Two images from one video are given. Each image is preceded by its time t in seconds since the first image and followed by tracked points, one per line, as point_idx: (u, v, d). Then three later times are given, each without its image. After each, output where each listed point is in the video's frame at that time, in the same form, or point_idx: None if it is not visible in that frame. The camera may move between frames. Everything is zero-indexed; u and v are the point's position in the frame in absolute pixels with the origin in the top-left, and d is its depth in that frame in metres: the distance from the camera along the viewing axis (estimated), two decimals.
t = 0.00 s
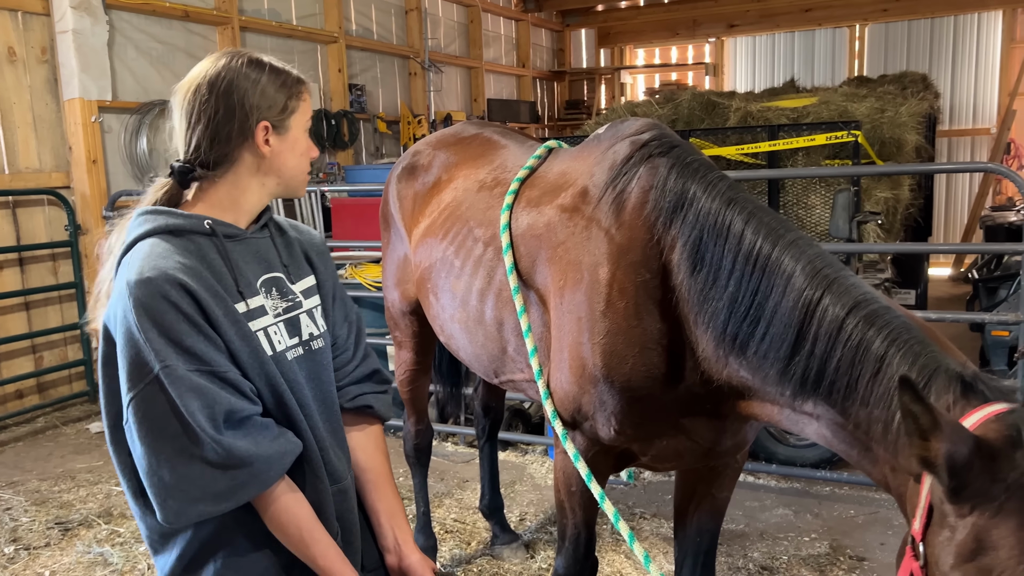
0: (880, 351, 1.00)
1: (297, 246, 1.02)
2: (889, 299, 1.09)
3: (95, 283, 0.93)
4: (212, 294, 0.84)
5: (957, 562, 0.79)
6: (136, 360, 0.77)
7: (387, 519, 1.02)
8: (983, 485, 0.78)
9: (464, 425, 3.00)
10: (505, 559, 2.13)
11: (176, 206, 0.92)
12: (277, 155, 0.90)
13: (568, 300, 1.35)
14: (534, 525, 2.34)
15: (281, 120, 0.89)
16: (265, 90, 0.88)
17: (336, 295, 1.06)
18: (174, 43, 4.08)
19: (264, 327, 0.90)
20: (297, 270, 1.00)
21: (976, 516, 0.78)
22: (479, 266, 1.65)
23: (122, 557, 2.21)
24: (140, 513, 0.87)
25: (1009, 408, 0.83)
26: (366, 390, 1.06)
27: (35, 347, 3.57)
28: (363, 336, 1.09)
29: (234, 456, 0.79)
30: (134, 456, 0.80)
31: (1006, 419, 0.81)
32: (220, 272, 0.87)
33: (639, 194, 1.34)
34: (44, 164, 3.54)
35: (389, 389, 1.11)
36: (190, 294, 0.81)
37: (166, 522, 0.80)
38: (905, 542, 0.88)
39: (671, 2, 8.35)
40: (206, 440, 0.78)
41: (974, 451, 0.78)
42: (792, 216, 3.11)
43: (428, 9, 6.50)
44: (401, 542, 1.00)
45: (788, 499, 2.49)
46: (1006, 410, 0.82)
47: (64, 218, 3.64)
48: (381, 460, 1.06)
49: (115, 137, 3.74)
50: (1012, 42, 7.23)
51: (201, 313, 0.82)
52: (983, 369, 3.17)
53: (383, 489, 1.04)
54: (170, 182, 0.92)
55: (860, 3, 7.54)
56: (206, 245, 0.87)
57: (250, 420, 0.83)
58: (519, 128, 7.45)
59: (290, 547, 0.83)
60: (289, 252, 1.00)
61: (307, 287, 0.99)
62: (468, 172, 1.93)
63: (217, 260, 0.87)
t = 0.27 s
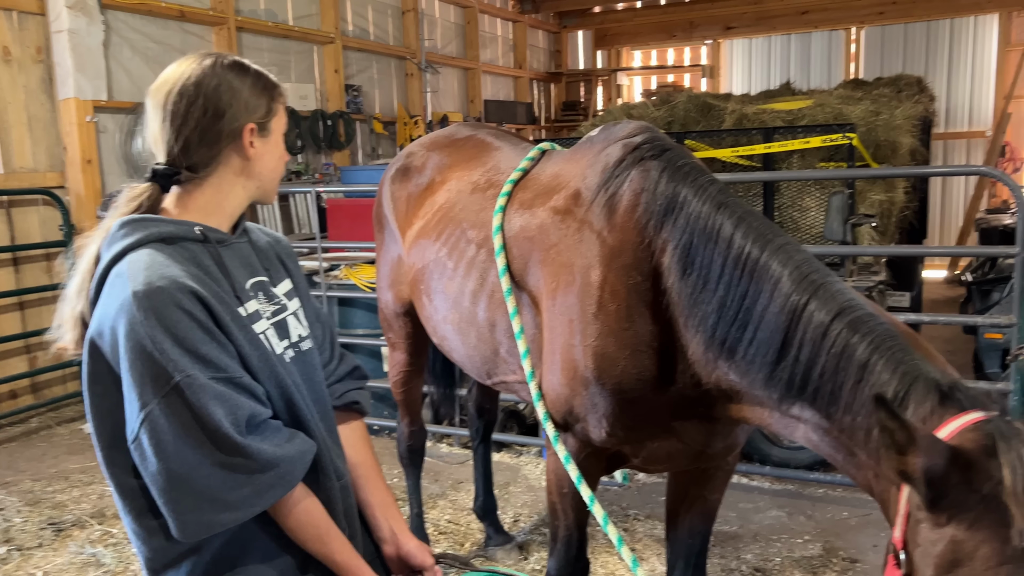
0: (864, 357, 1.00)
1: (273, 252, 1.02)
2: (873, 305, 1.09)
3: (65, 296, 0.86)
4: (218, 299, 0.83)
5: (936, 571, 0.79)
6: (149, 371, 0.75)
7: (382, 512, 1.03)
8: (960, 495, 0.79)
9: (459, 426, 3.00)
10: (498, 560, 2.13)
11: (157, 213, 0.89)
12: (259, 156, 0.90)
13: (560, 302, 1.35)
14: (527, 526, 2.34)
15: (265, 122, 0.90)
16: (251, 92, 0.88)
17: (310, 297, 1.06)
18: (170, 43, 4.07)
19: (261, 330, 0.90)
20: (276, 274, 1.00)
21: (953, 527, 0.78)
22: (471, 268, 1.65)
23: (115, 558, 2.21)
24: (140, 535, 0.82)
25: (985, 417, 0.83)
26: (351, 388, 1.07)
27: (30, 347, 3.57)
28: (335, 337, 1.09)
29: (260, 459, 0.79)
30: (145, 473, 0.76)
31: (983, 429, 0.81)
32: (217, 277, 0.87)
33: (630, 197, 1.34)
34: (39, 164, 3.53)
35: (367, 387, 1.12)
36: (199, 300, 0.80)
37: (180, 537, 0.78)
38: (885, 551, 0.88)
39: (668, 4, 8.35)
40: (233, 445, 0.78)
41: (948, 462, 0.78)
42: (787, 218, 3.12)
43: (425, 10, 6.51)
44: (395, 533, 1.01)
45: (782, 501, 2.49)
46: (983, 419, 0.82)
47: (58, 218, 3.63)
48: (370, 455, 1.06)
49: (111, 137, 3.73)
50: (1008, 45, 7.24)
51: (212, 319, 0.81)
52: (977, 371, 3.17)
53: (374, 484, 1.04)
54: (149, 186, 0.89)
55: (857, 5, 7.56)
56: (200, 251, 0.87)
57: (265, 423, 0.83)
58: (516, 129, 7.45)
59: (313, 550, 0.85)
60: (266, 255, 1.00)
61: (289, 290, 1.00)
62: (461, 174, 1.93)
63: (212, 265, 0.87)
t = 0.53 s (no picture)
0: (860, 361, 1.00)
1: (265, 256, 1.02)
2: (870, 308, 1.10)
3: (54, 306, 0.86)
4: (224, 303, 0.84)
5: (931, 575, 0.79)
6: (159, 377, 0.75)
7: (376, 513, 1.02)
8: (954, 499, 0.79)
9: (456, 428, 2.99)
10: (495, 562, 2.13)
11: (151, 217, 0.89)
12: (255, 159, 0.91)
13: (558, 304, 1.35)
14: (524, 528, 2.34)
15: (259, 124, 0.90)
16: (246, 94, 0.88)
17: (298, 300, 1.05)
18: (169, 43, 4.07)
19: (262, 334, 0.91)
20: (267, 277, 1.00)
21: (948, 530, 0.79)
22: (470, 270, 1.65)
23: (111, 559, 2.20)
24: (142, 546, 0.82)
25: (983, 420, 0.83)
26: (343, 390, 1.07)
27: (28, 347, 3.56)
28: (326, 339, 1.09)
29: (271, 464, 0.79)
30: (152, 482, 0.76)
31: (980, 433, 0.81)
32: (215, 280, 0.87)
33: (628, 200, 1.34)
34: (38, 164, 3.53)
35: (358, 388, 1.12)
36: (206, 304, 0.81)
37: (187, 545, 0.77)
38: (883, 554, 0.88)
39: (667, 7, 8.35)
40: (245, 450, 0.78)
41: (945, 465, 0.78)
42: (785, 221, 3.13)
43: (424, 12, 6.51)
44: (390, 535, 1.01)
45: (779, 504, 2.49)
46: (979, 423, 0.83)
47: (57, 218, 3.63)
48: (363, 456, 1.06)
49: (110, 137, 3.73)
50: (1007, 49, 7.25)
51: (220, 323, 0.82)
52: (974, 375, 3.18)
53: (368, 486, 1.04)
54: (143, 189, 0.89)
55: (856, 9, 7.58)
56: (197, 254, 0.87)
57: (273, 427, 0.83)
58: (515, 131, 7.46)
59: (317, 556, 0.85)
60: (258, 257, 1.00)
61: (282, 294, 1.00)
62: (460, 176, 1.93)
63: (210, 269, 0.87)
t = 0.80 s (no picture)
0: (865, 361, 1.00)
1: (277, 258, 1.03)
2: (874, 309, 1.10)
3: (62, 308, 0.86)
4: (229, 304, 0.84)
5: None
6: (163, 377, 0.75)
7: (383, 517, 1.03)
8: (963, 502, 0.79)
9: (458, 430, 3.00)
10: (497, 565, 2.13)
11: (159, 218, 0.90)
12: (262, 159, 0.90)
13: (562, 307, 1.36)
14: (526, 530, 2.34)
15: (266, 125, 0.90)
16: (252, 95, 0.88)
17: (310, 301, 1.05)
18: (174, 43, 4.08)
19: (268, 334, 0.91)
20: (278, 278, 1.00)
21: (957, 533, 0.79)
22: (474, 273, 1.65)
23: (113, 558, 2.21)
24: (145, 546, 0.82)
25: (988, 421, 0.83)
26: (350, 392, 1.07)
27: (31, 346, 3.57)
28: (335, 341, 1.10)
29: (272, 465, 0.79)
30: (154, 481, 0.76)
31: (985, 434, 0.81)
32: (223, 281, 0.87)
33: (632, 203, 1.34)
34: (42, 163, 3.53)
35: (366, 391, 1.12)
36: (210, 305, 0.81)
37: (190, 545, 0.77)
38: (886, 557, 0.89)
39: (670, 10, 8.30)
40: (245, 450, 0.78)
41: (952, 468, 0.78)
42: (789, 225, 3.13)
43: (428, 14, 6.52)
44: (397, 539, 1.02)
45: (781, 508, 2.49)
46: (986, 424, 0.83)
47: (60, 217, 3.64)
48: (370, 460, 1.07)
49: (114, 137, 3.74)
50: (1010, 54, 7.25)
51: (222, 324, 0.82)
52: (977, 380, 3.17)
53: (374, 489, 1.04)
54: (149, 190, 0.90)
55: (858, 13, 7.56)
56: (206, 255, 0.87)
57: (276, 428, 0.83)
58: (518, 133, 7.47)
59: (319, 557, 0.85)
60: (270, 259, 1.00)
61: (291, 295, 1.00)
62: (465, 179, 1.93)
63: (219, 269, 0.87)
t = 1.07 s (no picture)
0: (869, 372, 1.00)
1: (303, 253, 1.02)
2: (878, 318, 1.10)
3: (90, 304, 0.88)
4: (228, 298, 0.84)
5: None
6: (152, 366, 0.76)
7: (391, 525, 1.02)
8: (977, 517, 0.79)
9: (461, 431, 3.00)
10: (499, 566, 2.13)
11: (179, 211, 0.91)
12: (265, 152, 0.89)
13: (565, 309, 1.36)
14: (528, 532, 2.34)
15: (268, 118, 0.88)
16: (251, 88, 0.88)
17: (337, 300, 1.05)
18: (180, 44, 4.09)
19: (274, 332, 0.90)
20: (302, 276, 1.00)
21: (970, 550, 0.79)
22: (478, 274, 1.65)
23: (116, 557, 2.21)
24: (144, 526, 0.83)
25: (998, 435, 0.84)
26: (370, 395, 1.06)
27: (35, 344, 3.58)
28: (364, 341, 1.08)
29: (254, 461, 0.78)
30: (146, 466, 0.77)
31: (995, 448, 0.82)
32: (232, 276, 0.87)
33: (636, 207, 1.34)
34: (48, 162, 3.54)
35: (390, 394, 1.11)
36: (210, 298, 0.81)
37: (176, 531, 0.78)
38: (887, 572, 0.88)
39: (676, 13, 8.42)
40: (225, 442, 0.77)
41: (969, 485, 0.78)
42: (793, 228, 3.13)
43: (433, 15, 6.53)
44: (403, 549, 1.01)
45: (783, 512, 2.49)
46: (994, 438, 0.83)
47: (66, 216, 3.65)
48: (386, 466, 1.06)
49: (119, 136, 3.75)
50: (1016, 59, 7.23)
51: (218, 317, 0.81)
52: (981, 385, 3.16)
53: (386, 495, 1.04)
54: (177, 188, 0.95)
55: (865, 17, 7.64)
56: (217, 248, 0.87)
57: (267, 425, 0.82)
58: (523, 135, 7.48)
59: (302, 557, 0.83)
60: (296, 257, 1.00)
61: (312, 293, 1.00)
62: (470, 180, 1.94)
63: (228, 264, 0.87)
